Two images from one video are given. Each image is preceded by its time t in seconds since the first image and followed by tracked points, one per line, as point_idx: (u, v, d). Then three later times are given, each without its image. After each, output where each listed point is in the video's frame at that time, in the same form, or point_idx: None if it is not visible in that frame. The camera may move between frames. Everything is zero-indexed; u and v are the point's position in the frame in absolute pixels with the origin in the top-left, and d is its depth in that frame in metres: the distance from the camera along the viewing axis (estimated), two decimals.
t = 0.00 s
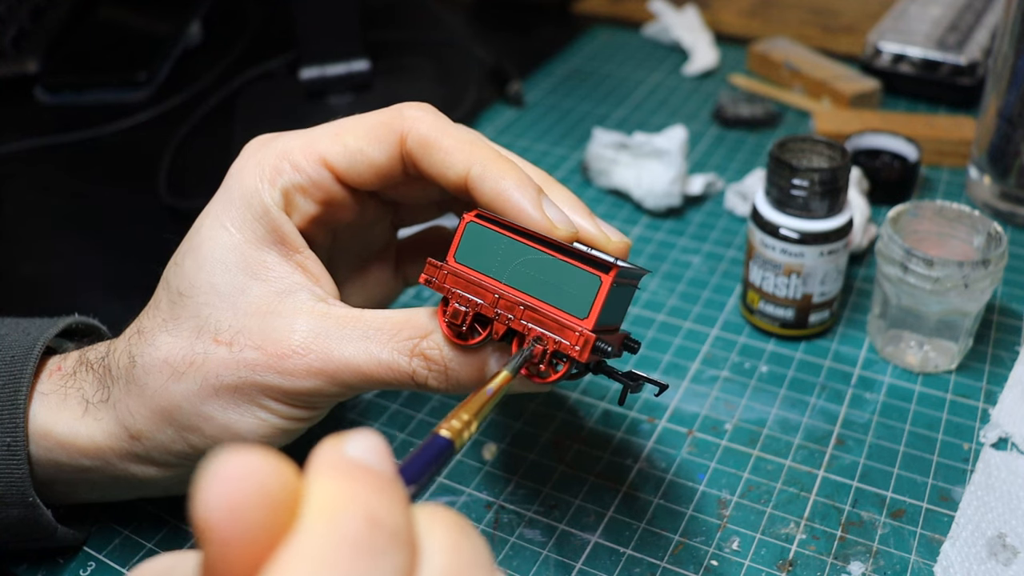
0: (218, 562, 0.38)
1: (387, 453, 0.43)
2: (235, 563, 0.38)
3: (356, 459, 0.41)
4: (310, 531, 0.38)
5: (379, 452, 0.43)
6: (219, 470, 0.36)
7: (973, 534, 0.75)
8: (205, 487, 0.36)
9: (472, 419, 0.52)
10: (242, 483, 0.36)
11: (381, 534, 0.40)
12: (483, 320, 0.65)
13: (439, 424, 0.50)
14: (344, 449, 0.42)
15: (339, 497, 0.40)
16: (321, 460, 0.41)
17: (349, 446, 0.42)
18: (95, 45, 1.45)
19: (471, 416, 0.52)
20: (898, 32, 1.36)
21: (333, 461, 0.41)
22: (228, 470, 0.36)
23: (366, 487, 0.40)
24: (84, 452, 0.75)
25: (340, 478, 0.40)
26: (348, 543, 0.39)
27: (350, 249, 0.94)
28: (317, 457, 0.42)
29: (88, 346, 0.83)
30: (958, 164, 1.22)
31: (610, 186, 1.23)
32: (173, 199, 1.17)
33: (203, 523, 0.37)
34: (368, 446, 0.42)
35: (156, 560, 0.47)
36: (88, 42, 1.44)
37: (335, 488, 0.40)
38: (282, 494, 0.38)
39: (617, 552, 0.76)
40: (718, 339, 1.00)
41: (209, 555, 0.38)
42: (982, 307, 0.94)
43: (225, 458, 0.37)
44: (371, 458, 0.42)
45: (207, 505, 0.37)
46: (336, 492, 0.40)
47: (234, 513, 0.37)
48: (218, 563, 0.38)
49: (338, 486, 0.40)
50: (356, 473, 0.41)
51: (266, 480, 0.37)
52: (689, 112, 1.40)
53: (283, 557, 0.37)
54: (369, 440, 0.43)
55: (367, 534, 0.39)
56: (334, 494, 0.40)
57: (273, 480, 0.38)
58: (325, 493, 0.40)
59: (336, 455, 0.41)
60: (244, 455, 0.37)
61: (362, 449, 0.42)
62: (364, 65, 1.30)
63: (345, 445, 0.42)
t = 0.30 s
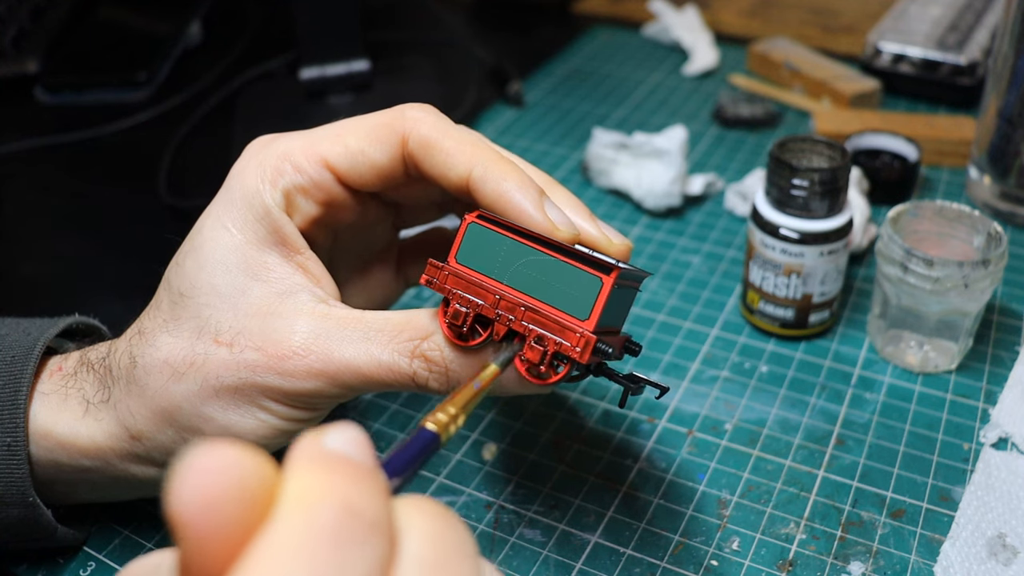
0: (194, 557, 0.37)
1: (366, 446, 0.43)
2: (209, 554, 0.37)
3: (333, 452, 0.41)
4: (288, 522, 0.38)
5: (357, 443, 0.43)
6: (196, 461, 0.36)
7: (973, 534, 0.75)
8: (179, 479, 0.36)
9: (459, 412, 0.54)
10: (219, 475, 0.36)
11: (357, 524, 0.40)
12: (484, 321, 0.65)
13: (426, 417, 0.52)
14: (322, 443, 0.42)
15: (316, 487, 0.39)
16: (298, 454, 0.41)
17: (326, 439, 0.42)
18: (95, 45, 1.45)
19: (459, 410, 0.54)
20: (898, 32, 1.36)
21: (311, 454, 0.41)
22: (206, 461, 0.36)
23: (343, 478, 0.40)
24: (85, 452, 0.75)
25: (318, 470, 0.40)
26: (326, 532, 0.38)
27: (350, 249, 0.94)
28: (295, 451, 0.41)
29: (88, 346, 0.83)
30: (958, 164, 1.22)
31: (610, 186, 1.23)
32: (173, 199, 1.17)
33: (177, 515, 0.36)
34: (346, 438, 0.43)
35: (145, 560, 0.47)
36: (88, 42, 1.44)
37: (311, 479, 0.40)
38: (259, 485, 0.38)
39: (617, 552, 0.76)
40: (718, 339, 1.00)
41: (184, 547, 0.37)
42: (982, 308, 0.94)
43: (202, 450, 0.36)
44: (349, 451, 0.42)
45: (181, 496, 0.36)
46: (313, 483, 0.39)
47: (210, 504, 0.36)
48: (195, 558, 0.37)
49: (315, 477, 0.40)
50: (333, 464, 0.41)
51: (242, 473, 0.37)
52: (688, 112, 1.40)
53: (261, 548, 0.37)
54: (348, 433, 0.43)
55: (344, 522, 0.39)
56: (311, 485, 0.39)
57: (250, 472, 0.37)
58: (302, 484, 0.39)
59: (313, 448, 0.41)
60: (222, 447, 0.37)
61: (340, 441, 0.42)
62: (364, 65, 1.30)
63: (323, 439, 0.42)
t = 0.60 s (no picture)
0: (117, 541, 0.36)
1: (303, 421, 0.42)
2: (132, 536, 0.36)
3: (264, 426, 0.40)
4: (208, 500, 0.36)
5: (291, 417, 0.41)
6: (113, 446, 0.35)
7: (973, 533, 0.75)
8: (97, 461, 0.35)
9: (406, 380, 0.51)
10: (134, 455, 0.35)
11: (285, 501, 0.38)
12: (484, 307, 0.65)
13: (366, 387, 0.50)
14: (254, 417, 0.40)
15: (241, 461, 0.38)
16: (230, 431, 0.39)
17: (258, 414, 0.41)
18: (95, 45, 1.45)
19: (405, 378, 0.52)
20: (898, 32, 1.36)
21: (240, 428, 0.39)
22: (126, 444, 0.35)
23: (271, 452, 0.39)
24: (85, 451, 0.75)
25: (245, 444, 0.39)
26: (248, 509, 0.36)
27: (352, 251, 0.94)
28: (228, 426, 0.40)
29: (89, 346, 0.83)
30: (958, 164, 1.22)
31: (610, 186, 1.23)
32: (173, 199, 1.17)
33: (95, 498, 0.36)
34: (279, 413, 0.41)
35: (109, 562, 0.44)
36: (88, 42, 1.44)
37: (236, 452, 0.38)
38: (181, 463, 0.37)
39: (617, 552, 0.76)
40: (718, 339, 1.00)
41: (105, 528, 0.36)
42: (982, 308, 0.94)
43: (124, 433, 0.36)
44: (281, 425, 0.40)
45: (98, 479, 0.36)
46: (237, 459, 0.38)
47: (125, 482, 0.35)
48: (118, 543, 0.36)
49: (241, 450, 0.38)
50: (263, 438, 0.39)
51: (156, 450, 0.36)
52: (688, 112, 1.40)
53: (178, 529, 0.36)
54: (284, 407, 0.41)
55: (268, 498, 0.37)
56: (237, 459, 0.38)
57: (167, 452, 0.36)
58: (226, 461, 0.38)
59: (243, 421, 0.40)
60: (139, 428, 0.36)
61: (272, 415, 0.41)
62: (364, 65, 1.30)
63: (256, 413, 0.40)
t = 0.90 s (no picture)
0: None
1: (413, 483, 0.44)
2: None
3: (373, 493, 0.42)
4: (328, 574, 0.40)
5: (403, 481, 0.43)
6: (214, 502, 0.42)
7: (976, 530, 0.76)
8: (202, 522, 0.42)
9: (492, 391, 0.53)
10: (239, 514, 0.42)
11: None
12: (494, 320, 0.65)
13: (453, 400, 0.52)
14: (364, 480, 0.43)
15: (356, 538, 0.41)
16: (341, 495, 0.42)
17: (369, 475, 0.43)
18: (95, 45, 1.45)
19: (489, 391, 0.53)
20: (897, 33, 1.37)
21: (353, 492, 0.42)
22: (223, 502, 0.42)
23: (383, 527, 0.42)
24: (89, 457, 0.75)
25: (355, 519, 0.42)
26: None
27: (353, 250, 0.94)
28: (337, 485, 0.43)
29: (89, 350, 0.82)
30: (958, 164, 1.23)
31: (610, 186, 1.23)
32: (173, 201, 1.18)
33: (201, 555, 0.42)
34: (392, 476, 0.43)
35: None
36: (88, 43, 1.44)
37: (350, 527, 0.41)
38: (279, 525, 0.43)
39: (617, 552, 0.76)
40: (718, 339, 1.00)
41: None
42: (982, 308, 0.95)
43: (221, 490, 0.42)
44: (391, 491, 0.43)
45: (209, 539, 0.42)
46: (355, 536, 0.41)
47: (238, 547, 0.42)
48: None
49: (356, 525, 0.42)
50: (375, 509, 0.42)
51: (261, 515, 0.42)
52: (688, 112, 1.40)
53: None
54: (393, 466, 0.43)
55: None
56: (351, 535, 0.41)
57: (269, 515, 0.42)
58: (343, 535, 0.41)
59: (354, 485, 0.42)
60: (238, 490, 0.42)
61: (381, 477, 0.43)
62: (365, 65, 1.30)
63: (364, 475, 0.43)
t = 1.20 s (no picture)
0: None
1: (461, 489, 0.50)
2: None
3: (430, 501, 0.49)
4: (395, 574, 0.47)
5: (455, 490, 0.49)
6: (297, 511, 0.46)
7: (976, 530, 0.76)
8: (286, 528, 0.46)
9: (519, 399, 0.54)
10: (320, 523, 0.46)
11: None
12: (493, 321, 0.65)
13: (483, 407, 0.54)
14: (420, 485, 0.49)
15: (417, 542, 0.48)
16: (403, 502, 0.49)
17: (426, 483, 0.49)
18: (95, 45, 1.45)
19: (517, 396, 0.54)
20: (897, 32, 1.37)
21: (409, 498, 0.49)
22: (304, 512, 0.46)
23: (438, 530, 0.48)
24: (88, 458, 0.75)
25: (416, 523, 0.48)
26: None
27: (352, 250, 0.94)
28: (396, 490, 0.49)
29: (89, 350, 0.82)
30: (958, 164, 1.23)
31: (610, 186, 1.23)
32: (173, 200, 1.18)
33: (285, 559, 0.46)
34: (445, 485, 0.49)
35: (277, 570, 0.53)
36: (88, 43, 1.44)
37: (412, 532, 0.48)
38: (360, 531, 0.47)
39: (617, 551, 0.76)
40: (718, 339, 1.00)
41: None
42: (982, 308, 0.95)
43: (302, 499, 0.46)
44: (443, 496, 0.49)
45: (292, 546, 0.46)
46: (415, 540, 0.48)
47: (318, 554, 0.46)
48: None
49: (416, 528, 0.48)
50: (431, 515, 0.48)
51: (344, 520, 0.47)
52: (688, 112, 1.40)
53: None
54: (444, 475, 0.50)
55: None
56: (413, 538, 0.48)
57: (353, 519, 0.47)
58: (406, 539, 0.48)
59: (411, 491, 0.49)
60: (321, 500, 0.46)
61: (438, 486, 0.49)
62: (365, 65, 1.30)
63: (420, 481, 0.49)
